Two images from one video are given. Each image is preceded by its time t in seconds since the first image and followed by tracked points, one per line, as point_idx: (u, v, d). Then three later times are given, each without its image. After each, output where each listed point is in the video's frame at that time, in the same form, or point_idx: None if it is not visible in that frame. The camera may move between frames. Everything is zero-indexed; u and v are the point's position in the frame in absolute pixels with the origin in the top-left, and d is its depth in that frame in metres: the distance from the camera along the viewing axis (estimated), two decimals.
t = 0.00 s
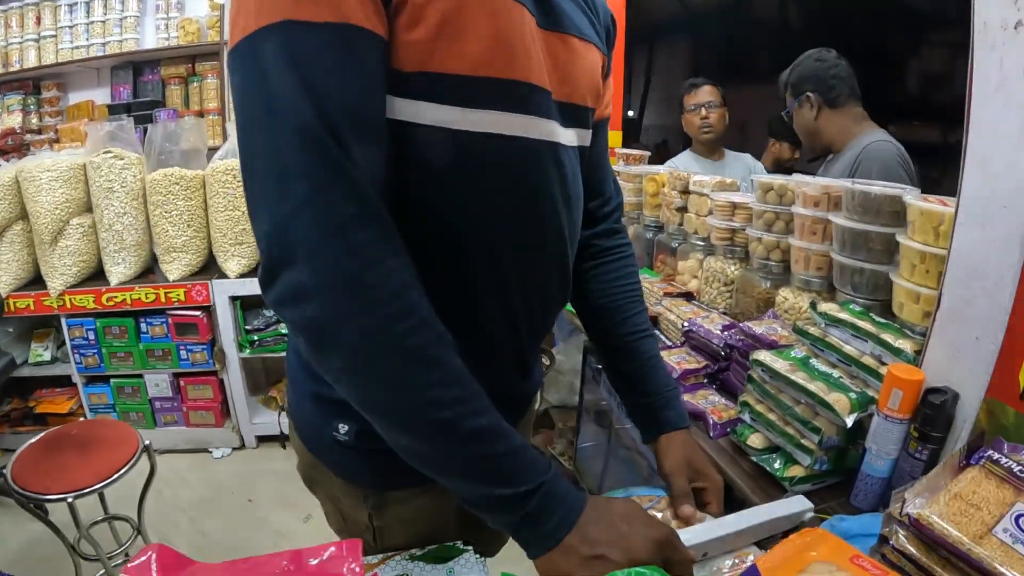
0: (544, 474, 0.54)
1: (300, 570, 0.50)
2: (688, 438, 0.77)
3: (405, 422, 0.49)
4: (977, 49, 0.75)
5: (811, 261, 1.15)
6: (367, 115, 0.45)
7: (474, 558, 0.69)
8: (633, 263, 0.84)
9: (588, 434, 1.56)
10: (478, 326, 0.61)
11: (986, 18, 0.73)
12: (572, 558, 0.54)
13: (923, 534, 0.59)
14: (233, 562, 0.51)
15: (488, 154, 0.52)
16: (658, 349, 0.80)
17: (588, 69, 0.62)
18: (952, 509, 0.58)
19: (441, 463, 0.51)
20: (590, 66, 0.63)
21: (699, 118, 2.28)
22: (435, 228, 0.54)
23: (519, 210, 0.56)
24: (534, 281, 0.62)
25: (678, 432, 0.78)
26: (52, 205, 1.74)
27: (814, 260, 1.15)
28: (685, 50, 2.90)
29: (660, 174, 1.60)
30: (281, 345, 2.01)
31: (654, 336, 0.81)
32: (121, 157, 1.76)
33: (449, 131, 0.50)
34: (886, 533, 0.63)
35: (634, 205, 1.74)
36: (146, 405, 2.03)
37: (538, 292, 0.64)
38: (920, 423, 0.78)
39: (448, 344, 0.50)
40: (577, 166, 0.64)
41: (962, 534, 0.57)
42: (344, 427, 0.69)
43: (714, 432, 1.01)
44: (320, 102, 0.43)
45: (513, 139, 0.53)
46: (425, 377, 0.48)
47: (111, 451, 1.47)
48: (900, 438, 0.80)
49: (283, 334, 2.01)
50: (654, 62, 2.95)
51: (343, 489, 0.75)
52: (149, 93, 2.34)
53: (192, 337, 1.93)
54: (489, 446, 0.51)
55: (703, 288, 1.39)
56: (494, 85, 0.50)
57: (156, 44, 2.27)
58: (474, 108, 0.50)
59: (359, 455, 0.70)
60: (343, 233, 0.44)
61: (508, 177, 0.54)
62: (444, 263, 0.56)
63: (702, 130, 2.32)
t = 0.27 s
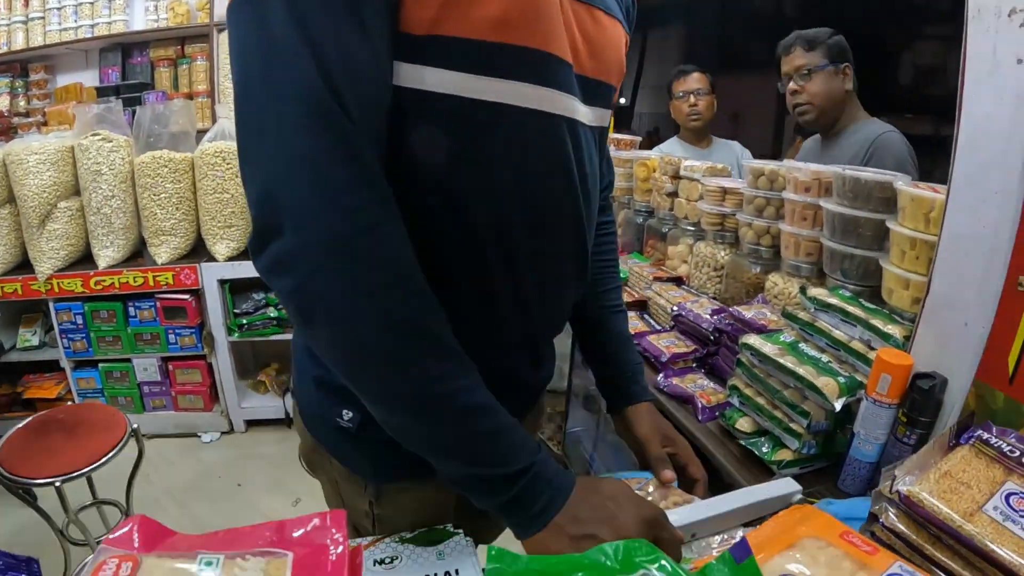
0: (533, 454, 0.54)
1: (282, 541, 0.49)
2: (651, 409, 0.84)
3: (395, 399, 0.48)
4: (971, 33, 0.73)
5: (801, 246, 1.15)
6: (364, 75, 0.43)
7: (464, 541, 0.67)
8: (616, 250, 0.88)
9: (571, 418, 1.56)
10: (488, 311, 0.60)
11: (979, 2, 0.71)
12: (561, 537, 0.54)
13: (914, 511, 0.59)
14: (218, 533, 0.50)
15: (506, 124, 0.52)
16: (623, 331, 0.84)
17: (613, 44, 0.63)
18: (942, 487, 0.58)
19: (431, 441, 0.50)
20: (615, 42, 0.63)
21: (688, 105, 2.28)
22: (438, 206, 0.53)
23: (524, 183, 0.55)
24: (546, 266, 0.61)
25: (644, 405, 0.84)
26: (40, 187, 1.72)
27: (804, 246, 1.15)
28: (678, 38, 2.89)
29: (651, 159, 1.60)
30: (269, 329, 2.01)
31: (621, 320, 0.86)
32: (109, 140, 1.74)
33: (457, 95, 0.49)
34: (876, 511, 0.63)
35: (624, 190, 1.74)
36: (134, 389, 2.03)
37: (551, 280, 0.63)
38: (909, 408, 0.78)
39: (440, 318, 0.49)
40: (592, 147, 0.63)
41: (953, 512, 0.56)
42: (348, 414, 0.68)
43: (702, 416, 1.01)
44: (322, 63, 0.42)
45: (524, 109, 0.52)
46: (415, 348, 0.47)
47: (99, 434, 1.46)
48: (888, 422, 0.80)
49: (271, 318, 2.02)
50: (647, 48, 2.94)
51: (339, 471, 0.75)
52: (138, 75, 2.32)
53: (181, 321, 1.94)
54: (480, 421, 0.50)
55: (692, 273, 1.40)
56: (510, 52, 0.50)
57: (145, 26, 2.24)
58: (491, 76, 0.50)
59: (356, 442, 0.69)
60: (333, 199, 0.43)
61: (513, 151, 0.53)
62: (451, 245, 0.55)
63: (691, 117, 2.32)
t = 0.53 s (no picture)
0: (527, 440, 0.54)
1: (283, 521, 0.49)
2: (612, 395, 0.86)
3: (387, 383, 0.48)
4: (963, 29, 0.73)
5: (792, 239, 1.16)
6: (356, 62, 0.43)
7: (456, 529, 0.74)
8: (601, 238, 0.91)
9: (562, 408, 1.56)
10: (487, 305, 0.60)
11: None
12: (551, 523, 0.53)
13: (900, 495, 0.59)
14: (219, 515, 0.50)
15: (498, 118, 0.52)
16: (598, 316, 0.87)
17: (619, 38, 0.62)
18: (927, 471, 0.59)
19: (423, 425, 0.50)
20: (621, 35, 0.63)
21: (681, 98, 2.28)
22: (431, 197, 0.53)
23: (518, 175, 0.54)
24: (544, 259, 0.61)
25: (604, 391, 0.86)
26: (31, 178, 1.71)
27: (794, 238, 1.15)
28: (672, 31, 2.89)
29: (643, 151, 1.60)
30: (262, 320, 2.02)
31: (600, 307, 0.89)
32: (101, 130, 1.73)
33: (441, 89, 0.49)
34: (864, 495, 0.63)
35: (617, 182, 1.74)
36: (126, 380, 2.02)
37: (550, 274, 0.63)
38: (897, 399, 0.78)
39: (432, 305, 0.49)
40: (592, 142, 0.63)
41: (939, 496, 0.57)
42: (341, 400, 0.68)
43: (693, 405, 1.01)
44: (314, 50, 0.41)
45: (514, 103, 0.52)
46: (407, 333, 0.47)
47: (91, 425, 1.46)
48: (877, 413, 0.80)
49: (264, 308, 2.02)
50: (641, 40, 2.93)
51: (335, 460, 0.75)
52: (129, 65, 2.31)
53: (173, 312, 1.93)
54: (472, 407, 0.50)
55: (684, 265, 1.40)
56: (503, 44, 0.50)
57: (136, 15, 2.22)
58: (482, 69, 0.49)
59: (351, 430, 0.69)
60: (325, 185, 0.43)
61: (506, 142, 0.53)
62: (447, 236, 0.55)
63: (685, 110, 2.32)
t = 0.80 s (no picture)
0: (516, 435, 0.54)
1: (276, 505, 0.47)
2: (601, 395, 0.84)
3: (376, 378, 0.48)
4: (951, 29, 0.73)
5: (783, 234, 1.17)
6: (344, 58, 0.43)
7: (450, 524, 0.76)
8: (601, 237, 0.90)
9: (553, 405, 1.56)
10: (478, 300, 0.60)
11: None
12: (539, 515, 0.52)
13: (884, 484, 0.60)
14: (213, 500, 0.49)
15: (485, 116, 0.52)
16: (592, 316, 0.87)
17: (613, 34, 0.62)
18: (910, 460, 0.60)
19: (412, 419, 0.50)
20: (615, 31, 0.62)
21: (676, 94, 2.29)
22: (421, 191, 0.53)
23: (506, 173, 0.54)
24: (535, 255, 0.61)
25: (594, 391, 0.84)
26: (23, 173, 1.71)
27: (785, 233, 1.16)
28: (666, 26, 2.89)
29: (635, 147, 1.60)
30: (254, 314, 2.02)
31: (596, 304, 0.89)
32: (94, 124, 1.73)
33: (428, 88, 0.49)
34: (849, 485, 0.65)
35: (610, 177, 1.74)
36: (119, 375, 2.02)
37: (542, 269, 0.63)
38: (886, 393, 0.78)
39: (419, 299, 0.50)
40: (584, 138, 0.63)
41: (923, 484, 0.58)
42: (334, 393, 0.68)
43: (684, 400, 1.02)
44: (303, 48, 0.41)
45: (501, 101, 0.52)
46: (395, 330, 0.47)
47: (84, 420, 1.45)
48: (866, 406, 0.80)
49: (256, 303, 2.02)
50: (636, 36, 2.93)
51: (327, 453, 0.75)
52: (122, 59, 2.30)
53: (165, 307, 1.93)
54: (461, 403, 0.51)
55: (675, 260, 1.41)
56: (489, 42, 0.49)
57: (130, 10, 2.21)
58: (470, 67, 0.49)
59: (343, 422, 0.70)
60: (313, 184, 0.43)
61: (495, 141, 0.53)
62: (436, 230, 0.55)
63: (679, 106, 2.32)
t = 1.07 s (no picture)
0: (510, 427, 0.54)
1: (271, 492, 0.47)
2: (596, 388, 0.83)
3: (368, 373, 0.48)
4: (945, 27, 0.74)
5: (778, 232, 1.17)
6: (334, 55, 0.43)
7: (443, 517, 0.69)
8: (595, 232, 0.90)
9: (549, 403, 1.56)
10: (469, 295, 0.61)
11: None
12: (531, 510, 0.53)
13: (875, 475, 0.60)
14: (209, 487, 0.48)
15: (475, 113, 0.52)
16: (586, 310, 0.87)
17: (602, 31, 0.62)
18: (901, 453, 0.61)
19: (406, 412, 0.51)
20: (604, 28, 0.62)
21: (674, 93, 2.29)
22: (412, 187, 0.53)
23: (497, 169, 0.54)
24: (526, 251, 0.61)
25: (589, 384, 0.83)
26: (20, 170, 1.70)
27: (780, 231, 1.17)
28: (663, 24, 2.89)
29: (631, 145, 1.61)
30: (251, 312, 2.02)
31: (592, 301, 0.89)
32: (91, 122, 1.73)
33: (417, 85, 0.49)
34: (840, 477, 0.65)
35: (606, 175, 1.74)
36: (116, 373, 2.02)
37: (533, 265, 0.63)
38: (881, 388, 0.79)
39: (411, 295, 0.50)
40: (575, 135, 0.63)
41: (914, 475, 0.58)
42: (327, 387, 0.68)
43: (679, 396, 1.03)
44: (291, 48, 0.42)
45: (490, 99, 0.52)
46: (387, 325, 0.47)
47: (81, 417, 1.45)
48: (861, 402, 0.81)
49: (253, 301, 2.02)
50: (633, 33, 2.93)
51: (323, 449, 0.75)
52: (119, 57, 2.30)
53: (162, 304, 1.93)
54: (455, 396, 0.51)
55: (671, 257, 1.41)
56: (478, 39, 0.50)
57: (127, 7, 2.21)
58: (459, 64, 0.49)
59: (337, 416, 0.70)
60: (304, 180, 0.43)
61: (485, 137, 0.53)
62: (428, 226, 0.55)
63: (676, 105, 2.33)
